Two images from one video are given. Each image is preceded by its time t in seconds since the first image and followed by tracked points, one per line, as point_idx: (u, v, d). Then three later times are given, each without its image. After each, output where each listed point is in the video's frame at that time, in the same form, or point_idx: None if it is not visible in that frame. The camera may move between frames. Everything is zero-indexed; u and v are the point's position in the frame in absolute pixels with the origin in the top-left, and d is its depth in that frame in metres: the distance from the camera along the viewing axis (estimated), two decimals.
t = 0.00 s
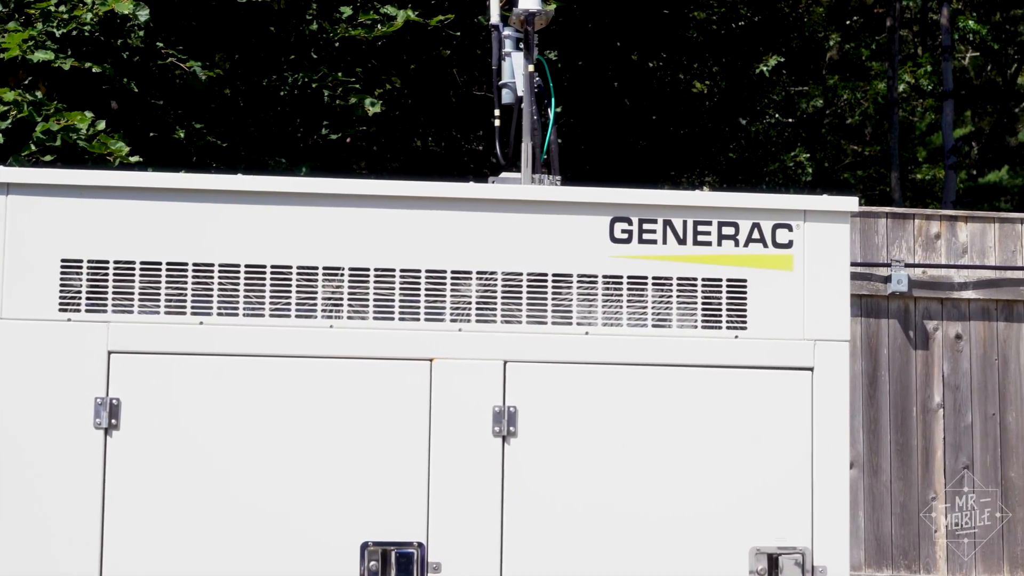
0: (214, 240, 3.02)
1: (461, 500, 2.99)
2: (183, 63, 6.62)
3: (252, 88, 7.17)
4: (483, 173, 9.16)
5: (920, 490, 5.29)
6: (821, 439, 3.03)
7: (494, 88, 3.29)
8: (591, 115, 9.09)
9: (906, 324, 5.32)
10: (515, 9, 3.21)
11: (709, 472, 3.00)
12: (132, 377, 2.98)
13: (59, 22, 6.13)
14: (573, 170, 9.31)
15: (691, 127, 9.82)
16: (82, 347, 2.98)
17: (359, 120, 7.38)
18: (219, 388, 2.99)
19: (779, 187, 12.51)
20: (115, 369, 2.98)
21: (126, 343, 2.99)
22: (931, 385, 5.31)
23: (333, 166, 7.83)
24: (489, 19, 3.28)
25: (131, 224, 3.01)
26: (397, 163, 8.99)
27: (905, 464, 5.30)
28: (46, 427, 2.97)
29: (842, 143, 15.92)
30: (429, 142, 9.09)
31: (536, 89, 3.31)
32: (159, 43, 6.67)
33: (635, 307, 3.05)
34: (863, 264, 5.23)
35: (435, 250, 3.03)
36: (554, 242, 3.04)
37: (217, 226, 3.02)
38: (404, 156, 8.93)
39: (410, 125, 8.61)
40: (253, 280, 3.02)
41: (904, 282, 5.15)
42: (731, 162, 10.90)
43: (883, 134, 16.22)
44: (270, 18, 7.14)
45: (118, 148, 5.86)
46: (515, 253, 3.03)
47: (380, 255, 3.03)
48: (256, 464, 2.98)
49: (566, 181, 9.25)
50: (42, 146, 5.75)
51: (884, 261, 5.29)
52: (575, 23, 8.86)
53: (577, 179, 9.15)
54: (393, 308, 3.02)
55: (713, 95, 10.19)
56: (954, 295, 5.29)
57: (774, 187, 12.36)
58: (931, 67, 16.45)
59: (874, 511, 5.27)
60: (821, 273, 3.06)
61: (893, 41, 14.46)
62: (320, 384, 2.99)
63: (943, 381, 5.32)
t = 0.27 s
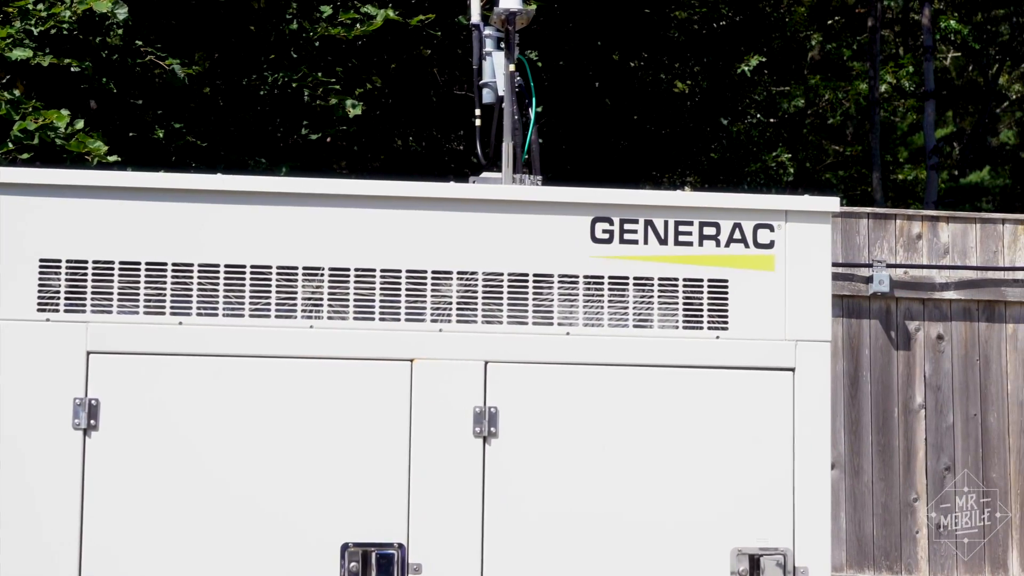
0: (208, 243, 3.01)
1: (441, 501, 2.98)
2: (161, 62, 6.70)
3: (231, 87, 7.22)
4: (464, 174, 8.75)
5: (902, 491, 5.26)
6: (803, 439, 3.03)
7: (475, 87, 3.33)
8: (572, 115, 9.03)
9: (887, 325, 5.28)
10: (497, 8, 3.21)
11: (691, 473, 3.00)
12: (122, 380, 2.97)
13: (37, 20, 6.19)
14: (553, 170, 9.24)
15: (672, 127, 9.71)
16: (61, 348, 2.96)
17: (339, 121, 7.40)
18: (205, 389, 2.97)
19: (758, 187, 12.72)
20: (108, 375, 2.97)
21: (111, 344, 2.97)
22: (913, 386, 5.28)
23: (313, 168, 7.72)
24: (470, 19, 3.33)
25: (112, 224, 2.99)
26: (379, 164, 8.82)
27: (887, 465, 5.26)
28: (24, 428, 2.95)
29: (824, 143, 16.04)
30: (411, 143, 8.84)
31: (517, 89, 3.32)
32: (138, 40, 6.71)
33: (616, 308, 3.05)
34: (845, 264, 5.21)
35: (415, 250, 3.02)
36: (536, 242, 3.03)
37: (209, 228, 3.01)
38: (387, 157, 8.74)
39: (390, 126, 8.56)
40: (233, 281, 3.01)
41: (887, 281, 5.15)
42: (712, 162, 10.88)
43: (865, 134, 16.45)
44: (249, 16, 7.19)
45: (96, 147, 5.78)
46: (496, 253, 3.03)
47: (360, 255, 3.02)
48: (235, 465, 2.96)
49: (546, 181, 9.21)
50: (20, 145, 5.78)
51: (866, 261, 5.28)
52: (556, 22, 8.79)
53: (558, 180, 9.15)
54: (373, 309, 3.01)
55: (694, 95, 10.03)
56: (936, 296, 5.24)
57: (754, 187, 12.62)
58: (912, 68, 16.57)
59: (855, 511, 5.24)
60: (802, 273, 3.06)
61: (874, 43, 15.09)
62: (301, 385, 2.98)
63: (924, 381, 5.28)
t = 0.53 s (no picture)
0: (202, 241, 3.00)
1: (424, 501, 2.97)
2: (142, 59, 6.84)
3: (213, 85, 7.38)
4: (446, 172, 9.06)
5: (886, 492, 5.27)
6: (787, 439, 3.03)
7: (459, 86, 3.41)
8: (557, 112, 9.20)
9: (871, 325, 5.29)
10: (480, 9, 3.37)
11: (674, 473, 2.99)
12: (116, 385, 2.95)
13: (17, 18, 6.33)
14: (538, 170, 9.49)
15: (655, 127, 10.03)
16: (42, 347, 2.95)
17: (322, 118, 7.47)
18: (207, 391, 2.95)
19: (745, 187, 12.96)
20: (100, 382, 2.94)
21: (101, 343, 2.96)
22: (897, 386, 5.29)
23: (296, 166, 7.92)
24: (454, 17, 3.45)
25: (97, 223, 2.98)
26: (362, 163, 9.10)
27: (870, 465, 5.27)
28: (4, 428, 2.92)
29: (808, 143, 16.46)
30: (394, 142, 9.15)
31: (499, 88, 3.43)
32: (120, 38, 6.86)
33: (600, 307, 3.04)
34: (829, 264, 5.21)
35: (399, 250, 3.01)
36: (519, 242, 3.03)
37: (203, 225, 2.99)
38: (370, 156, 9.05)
39: (372, 125, 8.78)
40: (215, 280, 3.00)
41: (870, 282, 5.12)
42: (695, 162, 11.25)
43: (849, 133, 16.60)
44: (232, 16, 7.29)
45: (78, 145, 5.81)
46: (479, 253, 3.02)
47: (343, 254, 3.01)
48: (217, 468, 2.94)
49: (530, 180, 9.48)
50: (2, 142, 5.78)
51: (850, 261, 5.28)
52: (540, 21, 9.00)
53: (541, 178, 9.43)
54: (356, 308, 3.01)
55: (679, 94, 10.25)
56: (919, 296, 5.25)
57: (737, 186, 12.65)
58: (897, 68, 16.82)
59: (840, 512, 5.24)
60: (785, 273, 3.07)
61: (859, 41, 15.09)
62: (283, 385, 2.97)
63: (908, 381, 5.29)
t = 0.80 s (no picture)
0: (198, 241, 2.99)
1: (410, 503, 2.95)
2: (130, 59, 6.95)
3: (199, 84, 7.61)
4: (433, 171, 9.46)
5: (874, 492, 5.26)
6: (774, 440, 3.03)
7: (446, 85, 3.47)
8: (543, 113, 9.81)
9: (859, 325, 5.28)
10: (467, 7, 3.43)
11: (661, 474, 2.98)
12: (109, 385, 2.93)
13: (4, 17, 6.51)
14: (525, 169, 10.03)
15: (642, 126, 10.52)
16: (26, 346, 2.93)
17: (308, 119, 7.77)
18: (200, 384, 2.94)
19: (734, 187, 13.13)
20: (91, 383, 2.92)
21: (96, 344, 2.94)
22: (885, 387, 5.28)
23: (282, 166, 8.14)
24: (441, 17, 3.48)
25: (84, 224, 2.97)
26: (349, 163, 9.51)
27: (858, 466, 5.26)
28: None
29: (796, 143, 16.63)
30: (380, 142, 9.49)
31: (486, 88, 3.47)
32: (106, 38, 7.13)
33: (587, 307, 3.04)
34: (816, 265, 5.20)
35: (386, 250, 3.01)
36: (506, 242, 3.03)
37: (199, 225, 2.99)
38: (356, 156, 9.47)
39: (358, 124, 9.18)
40: (201, 280, 2.99)
41: (859, 282, 5.13)
42: (683, 163, 11.65)
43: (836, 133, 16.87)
44: (217, 14, 7.55)
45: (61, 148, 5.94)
46: (465, 253, 3.02)
47: (330, 255, 3.00)
48: (203, 470, 2.93)
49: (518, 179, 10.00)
50: None
51: (838, 261, 5.26)
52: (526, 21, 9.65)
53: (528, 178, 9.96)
54: (343, 308, 3.00)
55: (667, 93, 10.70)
56: (907, 297, 5.24)
57: (725, 187, 12.92)
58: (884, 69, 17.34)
59: (827, 513, 5.23)
60: (772, 273, 3.07)
61: (846, 41, 15.19)
62: (269, 386, 2.95)
63: (896, 381, 5.29)
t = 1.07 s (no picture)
0: (196, 240, 2.97)
1: (396, 503, 2.94)
2: (114, 61, 6.97)
3: (185, 85, 7.64)
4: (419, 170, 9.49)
5: (861, 493, 5.25)
6: (762, 440, 3.03)
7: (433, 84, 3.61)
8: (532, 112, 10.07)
9: (847, 325, 5.27)
10: (454, 7, 3.51)
11: (648, 475, 2.98)
12: (103, 386, 2.91)
13: None
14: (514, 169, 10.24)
15: (630, 125, 10.72)
16: (10, 346, 2.91)
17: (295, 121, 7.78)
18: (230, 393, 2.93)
19: (719, 187, 13.31)
20: (83, 383, 2.91)
21: (91, 345, 2.93)
22: (873, 387, 5.28)
23: (267, 167, 8.10)
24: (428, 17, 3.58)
25: (76, 224, 2.95)
26: (337, 162, 9.54)
27: (846, 466, 5.25)
28: None
29: (785, 143, 16.71)
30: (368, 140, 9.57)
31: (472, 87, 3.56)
32: (90, 39, 7.06)
33: (574, 307, 3.03)
34: (804, 265, 5.19)
35: (373, 250, 3.00)
36: (493, 242, 3.02)
37: (200, 225, 2.97)
38: (343, 154, 9.48)
39: (346, 124, 9.31)
40: (186, 280, 2.97)
41: (846, 282, 5.13)
42: (672, 163, 11.79)
43: (825, 133, 17.09)
44: (204, 14, 7.54)
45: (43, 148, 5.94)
46: (452, 253, 3.01)
47: (316, 255, 2.99)
48: (190, 472, 2.91)
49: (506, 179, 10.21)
50: None
51: (825, 261, 5.26)
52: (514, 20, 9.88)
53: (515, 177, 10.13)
54: (329, 308, 2.99)
55: (655, 93, 10.91)
56: (895, 297, 5.24)
57: (713, 187, 13.13)
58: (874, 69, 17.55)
59: (815, 514, 5.22)
60: (760, 274, 3.07)
61: (835, 41, 15.18)
62: (255, 387, 2.93)
63: (884, 381, 5.28)
